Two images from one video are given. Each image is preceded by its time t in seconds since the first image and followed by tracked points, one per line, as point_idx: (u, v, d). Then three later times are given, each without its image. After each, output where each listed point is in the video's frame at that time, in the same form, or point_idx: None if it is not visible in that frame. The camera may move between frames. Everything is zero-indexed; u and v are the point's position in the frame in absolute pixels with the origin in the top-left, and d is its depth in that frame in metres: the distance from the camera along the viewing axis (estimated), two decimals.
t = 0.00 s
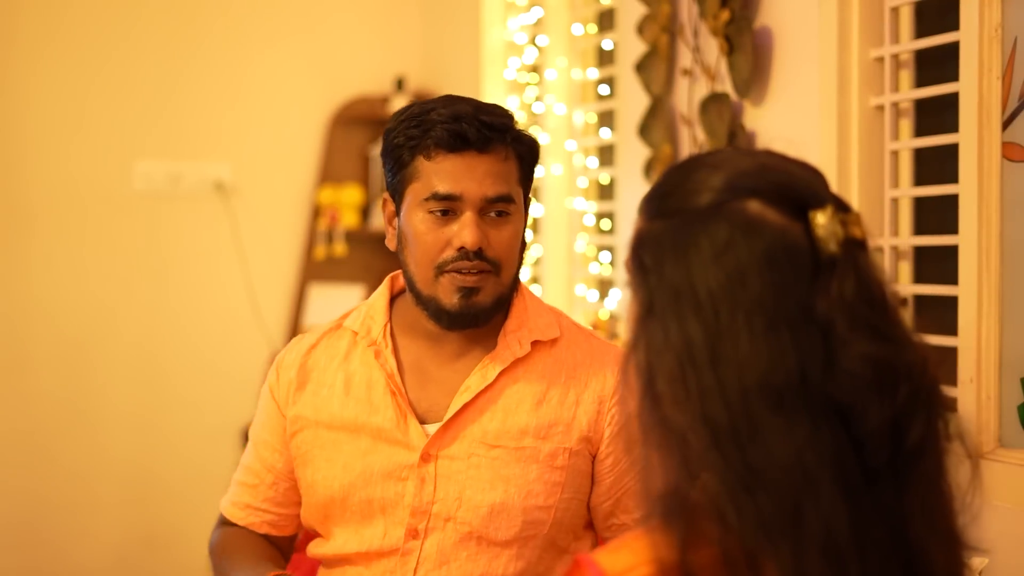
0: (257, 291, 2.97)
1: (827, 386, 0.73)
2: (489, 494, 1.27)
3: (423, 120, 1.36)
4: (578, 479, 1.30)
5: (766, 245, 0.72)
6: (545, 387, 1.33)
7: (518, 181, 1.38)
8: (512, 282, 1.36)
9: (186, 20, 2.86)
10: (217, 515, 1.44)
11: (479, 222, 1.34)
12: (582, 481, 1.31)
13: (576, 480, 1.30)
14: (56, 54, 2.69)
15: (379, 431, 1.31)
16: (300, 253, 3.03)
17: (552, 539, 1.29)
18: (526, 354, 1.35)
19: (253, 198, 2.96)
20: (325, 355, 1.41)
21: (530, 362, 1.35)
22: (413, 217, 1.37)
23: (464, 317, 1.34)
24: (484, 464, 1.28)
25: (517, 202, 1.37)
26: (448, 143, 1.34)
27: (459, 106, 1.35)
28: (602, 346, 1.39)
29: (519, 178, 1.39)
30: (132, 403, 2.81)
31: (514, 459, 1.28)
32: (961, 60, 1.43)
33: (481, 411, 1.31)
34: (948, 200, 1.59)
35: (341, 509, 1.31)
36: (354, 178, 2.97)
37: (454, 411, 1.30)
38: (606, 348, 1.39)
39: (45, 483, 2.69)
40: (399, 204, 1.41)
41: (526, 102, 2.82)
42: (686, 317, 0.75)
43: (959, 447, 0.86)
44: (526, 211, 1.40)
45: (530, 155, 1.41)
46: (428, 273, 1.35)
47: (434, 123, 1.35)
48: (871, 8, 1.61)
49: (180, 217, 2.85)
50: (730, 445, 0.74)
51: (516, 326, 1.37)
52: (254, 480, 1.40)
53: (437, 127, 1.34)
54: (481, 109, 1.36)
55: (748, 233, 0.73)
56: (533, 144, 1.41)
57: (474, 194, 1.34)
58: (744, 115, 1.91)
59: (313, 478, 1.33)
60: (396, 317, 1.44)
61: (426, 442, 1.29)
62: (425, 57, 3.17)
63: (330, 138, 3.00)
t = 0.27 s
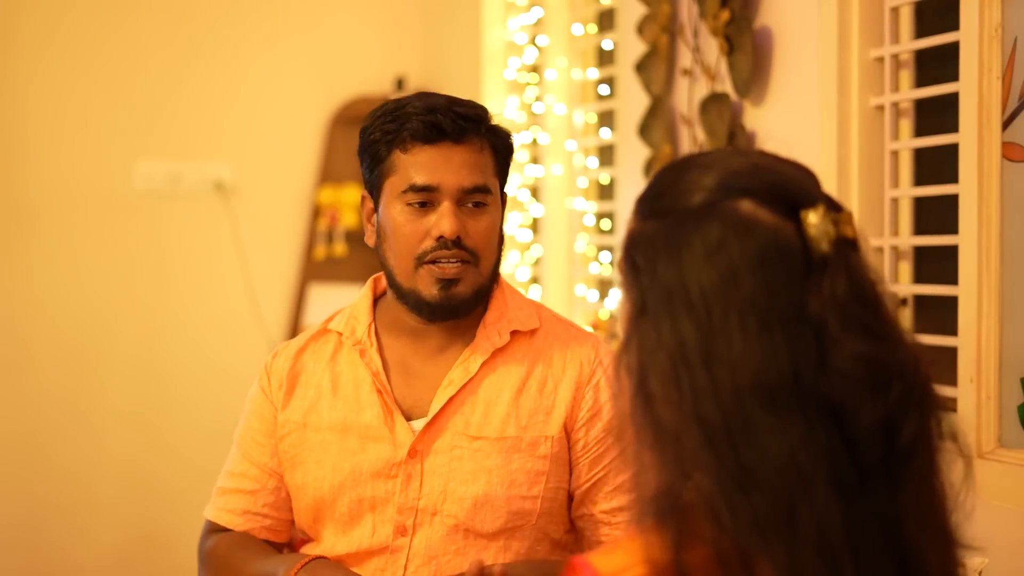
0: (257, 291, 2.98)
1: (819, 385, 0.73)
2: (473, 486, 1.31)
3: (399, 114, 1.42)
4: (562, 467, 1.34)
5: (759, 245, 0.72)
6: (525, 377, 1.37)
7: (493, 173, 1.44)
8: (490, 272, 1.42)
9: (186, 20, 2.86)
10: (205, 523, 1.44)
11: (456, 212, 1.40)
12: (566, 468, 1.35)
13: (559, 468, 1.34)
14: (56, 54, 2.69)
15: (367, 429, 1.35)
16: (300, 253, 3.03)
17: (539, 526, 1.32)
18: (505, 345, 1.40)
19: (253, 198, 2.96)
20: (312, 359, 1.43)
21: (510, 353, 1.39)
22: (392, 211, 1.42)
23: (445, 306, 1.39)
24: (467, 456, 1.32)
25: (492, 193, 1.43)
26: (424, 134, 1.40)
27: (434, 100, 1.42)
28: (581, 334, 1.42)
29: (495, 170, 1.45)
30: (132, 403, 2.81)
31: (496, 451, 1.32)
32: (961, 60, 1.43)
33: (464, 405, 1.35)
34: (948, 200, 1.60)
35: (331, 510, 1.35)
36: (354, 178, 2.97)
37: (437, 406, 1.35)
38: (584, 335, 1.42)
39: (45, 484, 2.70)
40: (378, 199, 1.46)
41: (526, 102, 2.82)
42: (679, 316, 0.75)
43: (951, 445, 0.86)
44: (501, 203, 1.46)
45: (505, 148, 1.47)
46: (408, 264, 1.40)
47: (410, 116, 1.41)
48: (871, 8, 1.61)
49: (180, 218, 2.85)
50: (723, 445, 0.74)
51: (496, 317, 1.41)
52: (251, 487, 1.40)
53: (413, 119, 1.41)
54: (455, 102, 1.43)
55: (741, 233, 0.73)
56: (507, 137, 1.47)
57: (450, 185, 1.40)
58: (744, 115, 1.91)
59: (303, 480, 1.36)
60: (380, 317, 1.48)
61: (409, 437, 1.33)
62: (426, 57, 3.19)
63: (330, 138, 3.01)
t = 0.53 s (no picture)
0: (257, 291, 2.98)
1: (807, 388, 0.73)
2: (459, 487, 1.30)
3: (374, 114, 1.41)
4: (549, 466, 1.34)
5: (748, 248, 0.73)
6: (510, 376, 1.36)
7: (470, 172, 1.44)
8: (467, 272, 1.42)
9: (186, 20, 2.87)
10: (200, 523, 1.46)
11: (431, 212, 1.39)
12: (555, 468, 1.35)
13: (547, 468, 1.34)
14: (56, 54, 2.70)
15: (349, 433, 1.34)
16: (300, 253, 3.04)
17: (528, 528, 1.32)
18: (488, 345, 1.39)
19: (253, 198, 2.97)
20: (294, 363, 1.43)
21: (493, 353, 1.39)
22: (367, 210, 1.42)
23: (420, 307, 1.39)
24: (453, 459, 1.31)
25: (468, 192, 1.43)
26: (398, 134, 1.39)
27: (409, 99, 1.41)
28: (567, 332, 1.42)
29: (471, 170, 1.44)
30: (132, 403, 2.82)
31: (483, 452, 1.31)
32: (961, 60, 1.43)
33: (448, 405, 1.35)
34: (948, 200, 1.61)
35: (317, 514, 1.34)
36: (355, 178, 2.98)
37: (421, 406, 1.34)
38: (571, 333, 1.42)
39: (45, 483, 2.70)
40: (354, 198, 1.46)
41: (526, 102, 2.82)
42: (666, 318, 0.76)
43: (939, 442, 0.86)
44: (478, 202, 1.45)
45: (482, 146, 1.46)
46: (383, 264, 1.40)
47: (385, 116, 1.40)
48: (871, 8, 1.61)
49: (180, 218, 2.86)
50: (710, 449, 0.74)
51: (478, 318, 1.41)
52: (229, 489, 1.42)
53: (388, 119, 1.40)
54: (430, 101, 1.42)
55: (729, 235, 0.73)
56: (484, 137, 1.47)
57: (424, 185, 1.39)
58: (744, 115, 1.91)
59: (290, 485, 1.36)
60: (362, 319, 1.47)
61: (394, 439, 1.32)
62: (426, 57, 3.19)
63: (330, 138, 3.01)
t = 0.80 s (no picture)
0: (257, 291, 2.99)
1: (799, 385, 0.73)
2: (438, 492, 1.26)
3: (365, 115, 1.37)
4: (529, 471, 1.29)
5: (737, 247, 0.73)
6: (492, 379, 1.31)
7: (461, 178, 1.39)
8: (455, 279, 1.37)
9: (187, 20, 2.87)
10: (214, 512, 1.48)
11: (420, 218, 1.35)
12: (535, 473, 1.29)
13: (528, 473, 1.28)
14: (56, 54, 2.70)
15: (331, 434, 1.31)
16: (300, 253, 3.04)
17: (506, 534, 1.27)
18: (470, 349, 1.34)
19: (253, 199, 2.97)
20: (282, 362, 1.40)
21: (476, 356, 1.34)
22: (355, 213, 1.38)
23: (405, 314, 1.34)
24: (432, 462, 1.27)
25: (458, 198, 1.38)
26: (388, 137, 1.35)
27: (400, 101, 1.36)
28: (553, 334, 1.36)
29: (462, 175, 1.39)
30: (132, 403, 2.82)
31: (461, 456, 1.27)
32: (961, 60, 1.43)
33: (428, 407, 1.30)
34: (948, 199, 1.61)
35: (299, 513, 1.31)
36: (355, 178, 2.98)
37: (400, 408, 1.30)
38: (557, 336, 1.36)
39: (45, 483, 2.71)
40: (342, 200, 1.41)
41: (527, 102, 2.83)
42: (656, 319, 0.76)
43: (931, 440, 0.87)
44: (468, 209, 1.41)
45: (474, 149, 1.41)
46: (369, 268, 1.36)
47: (376, 118, 1.36)
48: (871, 8, 1.61)
49: (180, 218, 2.86)
50: (701, 448, 0.75)
51: (460, 321, 1.35)
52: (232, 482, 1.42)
53: (378, 122, 1.35)
54: (422, 104, 1.37)
55: (719, 234, 0.73)
56: (477, 142, 1.42)
57: (413, 190, 1.34)
58: (744, 115, 1.91)
59: (273, 483, 1.34)
60: (347, 319, 1.44)
61: (373, 441, 1.29)
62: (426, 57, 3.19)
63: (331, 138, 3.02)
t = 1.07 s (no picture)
0: (257, 292, 2.99)
1: (797, 384, 0.73)
2: (428, 492, 1.26)
3: (368, 123, 1.35)
4: (521, 471, 1.28)
5: (735, 246, 0.73)
6: (484, 379, 1.31)
7: (463, 188, 1.37)
8: (453, 290, 1.37)
9: (187, 20, 2.88)
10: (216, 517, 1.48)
11: (421, 231, 1.34)
12: (526, 473, 1.28)
13: (519, 473, 1.27)
14: (57, 54, 2.70)
15: (326, 434, 1.32)
16: (301, 253, 3.04)
17: (498, 535, 1.26)
18: (464, 349, 1.34)
19: (253, 198, 2.97)
20: (281, 360, 1.41)
21: (470, 356, 1.34)
22: (356, 221, 1.37)
23: (402, 325, 1.34)
24: (423, 462, 1.27)
25: (460, 211, 1.36)
26: (392, 150, 1.33)
27: (404, 112, 1.34)
28: (547, 333, 1.35)
29: (464, 185, 1.38)
30: (132, 403, 2.82)
31: (452, 456, 1.27)
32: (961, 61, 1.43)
33: (421, 407, 1.31)
34: (948, 199, 1.61)
35: (294, 513, 1.32)
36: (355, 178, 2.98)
37: (393, 408, 1.30)
38: (550, 335, 1.35)
39: (46, 483, 2.71)
40: (344, 203, 1.40)
41: (527, 102, 2.83)
42: (653, 320, 0.76)
43: (928, 439, 0.87)
44: (470, 219, 1.39)
45: (478, 155, 1.39)
46: (367, 276, 1.36)
47: (379, 129, 1.33)
48: (871, 8, 1.61)
49: (180, 218, 2.86)
50: (698, 449, 0.74)
51: (456, 321, 1.35)
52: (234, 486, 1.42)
53: (382, 133, 1.33)
54: (427, 115, 1.34)
55: (716, 233, 0.73)
56: (481, 151, 1.39)
57: (415, 204, 1.33)
58: (744, 116, 1.91)
59: (269, 481, 1.34)
60: (346, 319, 1.44)
61: (366, 440, 1.29)
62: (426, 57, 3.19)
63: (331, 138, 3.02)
